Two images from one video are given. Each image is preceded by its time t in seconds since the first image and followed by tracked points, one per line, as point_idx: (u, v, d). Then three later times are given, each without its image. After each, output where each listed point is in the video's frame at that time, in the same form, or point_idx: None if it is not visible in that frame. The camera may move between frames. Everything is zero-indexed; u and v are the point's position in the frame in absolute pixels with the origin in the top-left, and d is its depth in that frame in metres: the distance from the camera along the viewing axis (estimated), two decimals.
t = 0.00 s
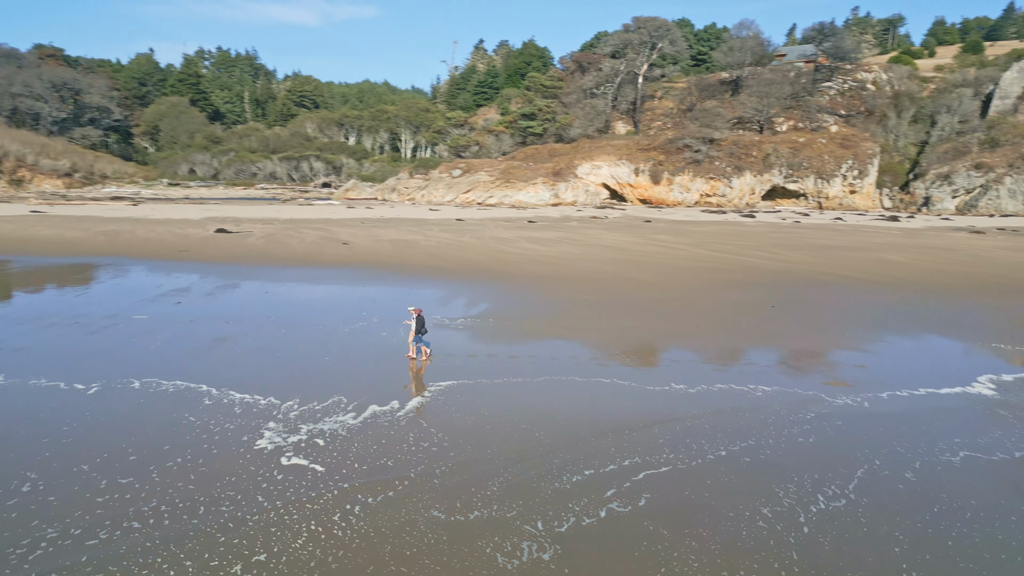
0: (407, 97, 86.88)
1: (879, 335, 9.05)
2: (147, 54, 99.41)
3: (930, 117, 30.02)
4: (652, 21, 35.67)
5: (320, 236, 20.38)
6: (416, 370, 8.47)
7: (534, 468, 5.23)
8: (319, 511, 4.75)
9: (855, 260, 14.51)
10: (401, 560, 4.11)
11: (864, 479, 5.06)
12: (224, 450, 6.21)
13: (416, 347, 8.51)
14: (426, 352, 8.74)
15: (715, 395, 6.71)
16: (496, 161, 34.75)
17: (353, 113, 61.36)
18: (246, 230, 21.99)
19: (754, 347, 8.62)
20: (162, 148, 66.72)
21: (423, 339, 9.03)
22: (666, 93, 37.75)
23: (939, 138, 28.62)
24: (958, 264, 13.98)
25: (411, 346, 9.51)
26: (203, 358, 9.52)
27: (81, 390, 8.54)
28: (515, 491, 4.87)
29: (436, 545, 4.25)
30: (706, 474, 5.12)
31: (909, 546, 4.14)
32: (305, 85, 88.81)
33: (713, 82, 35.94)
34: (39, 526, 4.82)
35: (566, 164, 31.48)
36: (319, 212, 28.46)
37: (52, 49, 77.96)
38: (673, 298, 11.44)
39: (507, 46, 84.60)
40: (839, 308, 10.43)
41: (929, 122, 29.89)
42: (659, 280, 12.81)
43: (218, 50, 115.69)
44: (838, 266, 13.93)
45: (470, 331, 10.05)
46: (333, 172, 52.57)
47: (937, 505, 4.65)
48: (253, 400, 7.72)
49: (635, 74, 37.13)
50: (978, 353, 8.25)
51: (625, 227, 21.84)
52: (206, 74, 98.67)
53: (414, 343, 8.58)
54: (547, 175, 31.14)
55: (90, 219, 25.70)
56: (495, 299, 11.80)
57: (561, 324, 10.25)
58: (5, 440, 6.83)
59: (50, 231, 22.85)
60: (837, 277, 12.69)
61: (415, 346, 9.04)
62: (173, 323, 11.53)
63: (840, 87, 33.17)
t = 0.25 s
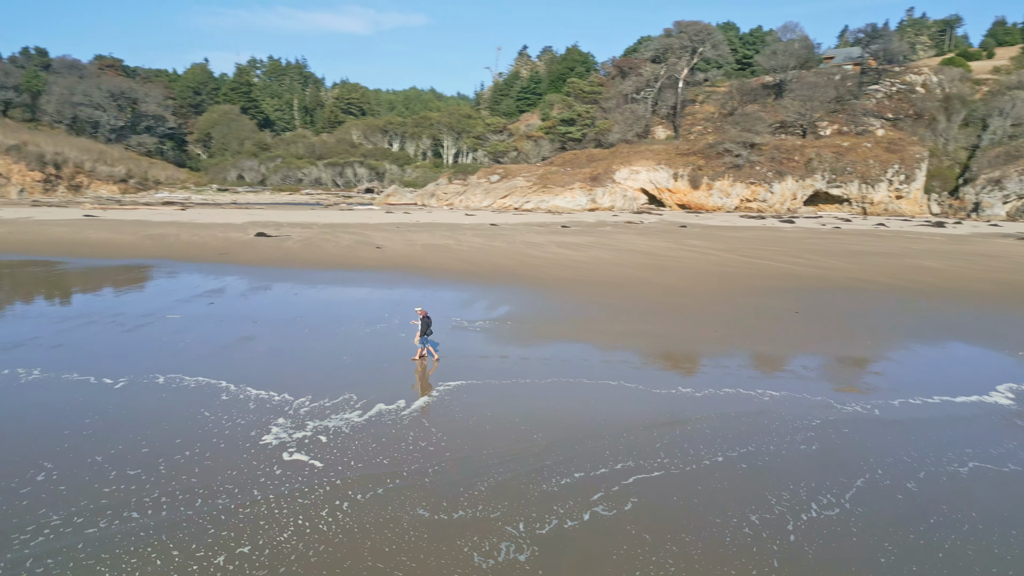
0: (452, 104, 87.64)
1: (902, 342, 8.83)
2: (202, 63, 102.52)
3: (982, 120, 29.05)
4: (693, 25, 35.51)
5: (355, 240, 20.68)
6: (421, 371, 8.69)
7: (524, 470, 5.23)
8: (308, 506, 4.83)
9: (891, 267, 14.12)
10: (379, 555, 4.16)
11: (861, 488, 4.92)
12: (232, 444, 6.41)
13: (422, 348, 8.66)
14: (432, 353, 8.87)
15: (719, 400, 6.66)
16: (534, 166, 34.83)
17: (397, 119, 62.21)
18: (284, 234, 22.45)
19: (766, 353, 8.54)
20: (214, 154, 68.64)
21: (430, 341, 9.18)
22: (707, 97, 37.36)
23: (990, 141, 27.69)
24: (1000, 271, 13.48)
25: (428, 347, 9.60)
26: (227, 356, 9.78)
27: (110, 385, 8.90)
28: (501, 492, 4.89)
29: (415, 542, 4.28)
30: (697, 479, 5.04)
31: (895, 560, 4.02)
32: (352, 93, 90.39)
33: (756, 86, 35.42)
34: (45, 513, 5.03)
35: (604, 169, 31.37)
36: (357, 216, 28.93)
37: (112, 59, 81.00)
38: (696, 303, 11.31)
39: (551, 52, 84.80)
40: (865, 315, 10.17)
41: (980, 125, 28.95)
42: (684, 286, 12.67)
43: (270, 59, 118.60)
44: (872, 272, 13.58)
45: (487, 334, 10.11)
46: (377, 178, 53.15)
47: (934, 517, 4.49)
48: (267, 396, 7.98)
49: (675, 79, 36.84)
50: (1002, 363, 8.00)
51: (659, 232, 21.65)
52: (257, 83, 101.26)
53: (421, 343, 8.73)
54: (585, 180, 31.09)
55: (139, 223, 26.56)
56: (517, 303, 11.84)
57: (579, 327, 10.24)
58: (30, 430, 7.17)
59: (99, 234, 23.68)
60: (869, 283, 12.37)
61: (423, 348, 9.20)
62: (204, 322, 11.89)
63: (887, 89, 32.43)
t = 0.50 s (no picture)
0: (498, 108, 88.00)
1: (925, 349, 8.58)
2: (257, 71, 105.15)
3: None
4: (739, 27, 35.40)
5: (390, 242, 20.94)
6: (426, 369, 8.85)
7: (510, 470, 5.23)
8: (294, 499, 4.93)
9: (930, 272, 13.66)
10: (351, 549, 4.21)
11: (853, 496, 4.77)
12: (237, 436, 6.59)
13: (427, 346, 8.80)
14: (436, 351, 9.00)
15: (720, 404, 6.60)
16: (575, 170, 34.75)
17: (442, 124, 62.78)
18: (323, 236, 22.86)
19: (780, 357, 8.44)
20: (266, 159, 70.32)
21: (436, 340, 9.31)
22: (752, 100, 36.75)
23: None
24: None
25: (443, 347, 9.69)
26: (249, 353, 10.05)
27: (138, 377, 9.28)
28: (483, 490, 4.90)
29: (390, 537, 4.33)
30: (684, 483, 4.97)
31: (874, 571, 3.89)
32: (401, 98, 91.53)
33: (802, 89, 34.69)
34: (49, 499, 5.27)
35: (645, 173, 31.10)
36: (397, 220, 29.28)
37: (171, 68, 83.70)
38: (718, 307, 11.14)
39: (597, 56, 84.48)
40: (892, 321, 9.87)
41: None
42: (710, 290, 12.47)
43: (322, 65, 120.99)
44: (909, 277, 13.15)
45: (504, 335, 10.15)
46: (421, 182, 53.69)
47: (923, 528, 4.33)
48: (282, 391, 8.23)
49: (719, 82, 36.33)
50: None
51: (695, 236, 21.36)
52: (310, 89, 103.43)
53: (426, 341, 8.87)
54: (625, 184, 30.88)
55: (187, 226, 27.40)
56: (538, 305, 11.85)
57: (596, 329, 10.19)
58: (56, 420, 7.52)
59: (149, 236, 24.51)
60: (903, 289, 12.00)
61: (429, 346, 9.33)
62: (234, 320, 12.24)
63: (941, 90, 31.43)
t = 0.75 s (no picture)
0: (537, 112, 88.02)
1: (941, 353, 8.38)
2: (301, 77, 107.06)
3: None
4: (778, 28, 35.40)
5: (419, 245, 21.11)
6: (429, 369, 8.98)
7: (497, 468, 5.24)
8: (281, 494, 5.01)
9: (962, 277, 13.24)
10: (326, 542, 4.25)
11: (841, 502, 4.65)
12: (242, 431, 6.74)
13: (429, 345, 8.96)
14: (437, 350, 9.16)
15: (721, 408, 6.57)
16: (609, 173, 34.59)
17: (480, 128, 63.08)
18: (355, 238, 23.17)
19: (791, 359, 8.33)
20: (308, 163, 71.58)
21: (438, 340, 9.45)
22: (792, 102, 36.13)
23: None
24: None
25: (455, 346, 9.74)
26: (267, 351, 10.26)
27: (159, 372, 9.56)
28: (469, 488, 4.91)
29: (367, 532, 4.35)
30: (670, 485, 4.90)
31: None
32: (441, 102, 92.17)
33: (843, 90, 33.98)
34: (53, 488, 5.45)
35: (680, 176, 30.79)
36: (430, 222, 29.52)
37: (219, 74, 85.91)
38: (737, 309, 10.97)
39: (637, 58, 83.89)
40: (915, 325, 9.62)
41: None
42: (731, 293, 12.30)
43: (365, 70, 122.69)
44: (939, 282, 12.78)
45: (517, 335, 10.17)
46: (458, 186, 53.89)
47: (910, 538, 4.20)
48: (293, 386, 8.43)
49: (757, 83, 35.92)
50: None
51: (725, 239, 21.06)
52: (353, 94, 105.06)
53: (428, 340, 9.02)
54: (659, 187, 30.63)
55: (226, 228, 28.04)
56: (556, 306, 11.84)
57: (611, 331, 10.15)
58: (76, 411, 7.80)
59: (188, 238, 25.15)
60: (931, 293, 11.66)
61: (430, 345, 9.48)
62: (258, 318, 12.51)
63: (988, 91, 30.54)
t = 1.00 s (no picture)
0: (580, 117, 87.82)
1: (959, 361, 8.13)
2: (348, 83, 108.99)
3: None
4: (821, 29, 35.69)
5: (449, 247, 21.27)
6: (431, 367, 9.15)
7: (478, 468, 5.25)
8: (266, 487, 5.10)
9: (1000, 284, 12.75)
10: (298, 534, 4.30)
11: (824, 509, 4.52)
12: (244, 425, 6.90)
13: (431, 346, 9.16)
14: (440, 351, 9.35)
15: (718, 413, 6.49)
16: (646, 177, 34.33)
17: (520, 133, 63.26)
18: (388, 241, 23.46)
19: (801, 364, 8.18)
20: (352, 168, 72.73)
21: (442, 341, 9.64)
22: (835, 104, 35.37)
23: None
24: None
25: (466, 347, 9.79)
26: (285, 349, 10.47)
27: (180, 368, 9.84)
28: (447, 487, 4.92)
29: (338, 526, 4.39)
30: (649, 488, 4.83)
31: None
32: (484, 107, 92.65)
33: (889, 93, 33.12)
34: (54, 476, 5.65)
35: (717, 179, 30.40)
36: (464, 226, 29.73)
37: (268, 82, 88.09)
38: (756, 314, 10.77)
39: (681, 61, 83.04)
40: (938, 332, 9.31)
41: None
42: (753, 297, 12.08)
43: (410, 75, 124.19)
44: (973, 288, 12.33)
45: (529, 337, 10.17)
46: (496, 190, 53.82)
47: (889, 548, 4.06)
48: (303, 383, 8.61)
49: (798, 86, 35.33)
50: None
51: (759, 243, 20.68)
52: (398, 100, 106.45)
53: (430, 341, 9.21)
54: (696, 191, 30.28)
55: (266, 231, 28.71)
56: (573, 308, 11.80)
57: (624, 333, 10.07)
58: (94, 404, 8.08)
59: (228, 240, 25.80)
60: (962, 300, 11.26)
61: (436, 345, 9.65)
62: (282, 317, 12.77)
63: None
